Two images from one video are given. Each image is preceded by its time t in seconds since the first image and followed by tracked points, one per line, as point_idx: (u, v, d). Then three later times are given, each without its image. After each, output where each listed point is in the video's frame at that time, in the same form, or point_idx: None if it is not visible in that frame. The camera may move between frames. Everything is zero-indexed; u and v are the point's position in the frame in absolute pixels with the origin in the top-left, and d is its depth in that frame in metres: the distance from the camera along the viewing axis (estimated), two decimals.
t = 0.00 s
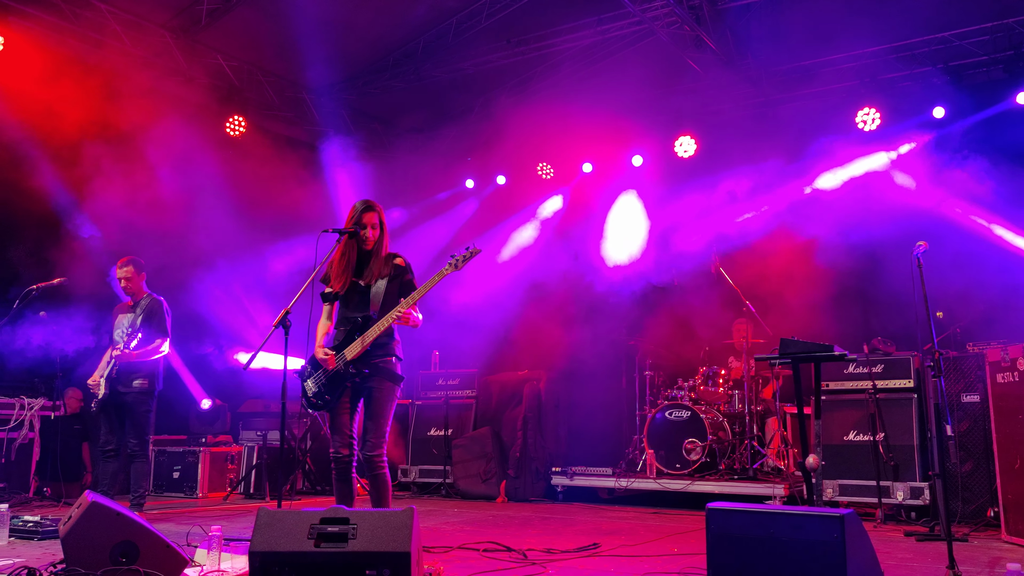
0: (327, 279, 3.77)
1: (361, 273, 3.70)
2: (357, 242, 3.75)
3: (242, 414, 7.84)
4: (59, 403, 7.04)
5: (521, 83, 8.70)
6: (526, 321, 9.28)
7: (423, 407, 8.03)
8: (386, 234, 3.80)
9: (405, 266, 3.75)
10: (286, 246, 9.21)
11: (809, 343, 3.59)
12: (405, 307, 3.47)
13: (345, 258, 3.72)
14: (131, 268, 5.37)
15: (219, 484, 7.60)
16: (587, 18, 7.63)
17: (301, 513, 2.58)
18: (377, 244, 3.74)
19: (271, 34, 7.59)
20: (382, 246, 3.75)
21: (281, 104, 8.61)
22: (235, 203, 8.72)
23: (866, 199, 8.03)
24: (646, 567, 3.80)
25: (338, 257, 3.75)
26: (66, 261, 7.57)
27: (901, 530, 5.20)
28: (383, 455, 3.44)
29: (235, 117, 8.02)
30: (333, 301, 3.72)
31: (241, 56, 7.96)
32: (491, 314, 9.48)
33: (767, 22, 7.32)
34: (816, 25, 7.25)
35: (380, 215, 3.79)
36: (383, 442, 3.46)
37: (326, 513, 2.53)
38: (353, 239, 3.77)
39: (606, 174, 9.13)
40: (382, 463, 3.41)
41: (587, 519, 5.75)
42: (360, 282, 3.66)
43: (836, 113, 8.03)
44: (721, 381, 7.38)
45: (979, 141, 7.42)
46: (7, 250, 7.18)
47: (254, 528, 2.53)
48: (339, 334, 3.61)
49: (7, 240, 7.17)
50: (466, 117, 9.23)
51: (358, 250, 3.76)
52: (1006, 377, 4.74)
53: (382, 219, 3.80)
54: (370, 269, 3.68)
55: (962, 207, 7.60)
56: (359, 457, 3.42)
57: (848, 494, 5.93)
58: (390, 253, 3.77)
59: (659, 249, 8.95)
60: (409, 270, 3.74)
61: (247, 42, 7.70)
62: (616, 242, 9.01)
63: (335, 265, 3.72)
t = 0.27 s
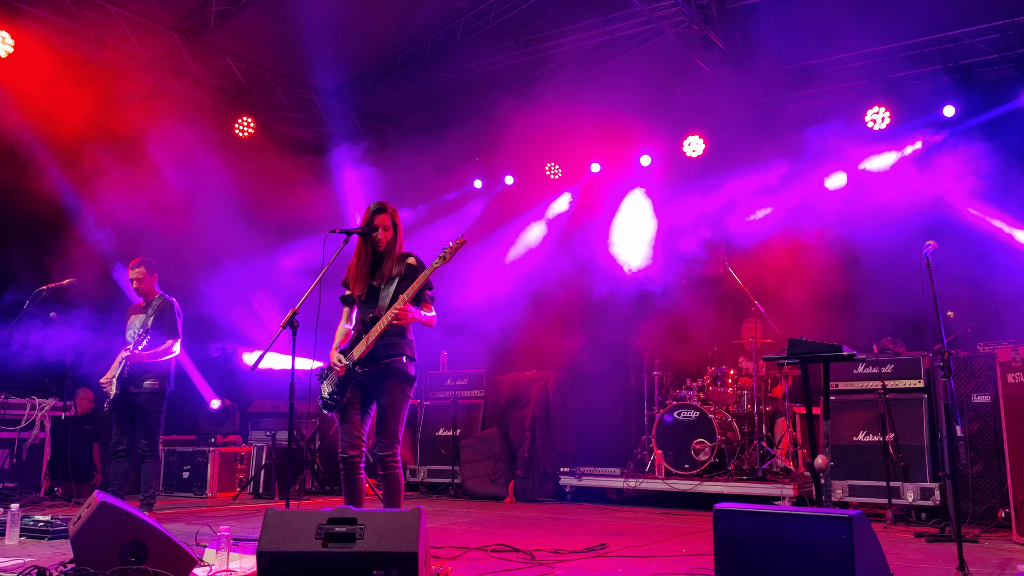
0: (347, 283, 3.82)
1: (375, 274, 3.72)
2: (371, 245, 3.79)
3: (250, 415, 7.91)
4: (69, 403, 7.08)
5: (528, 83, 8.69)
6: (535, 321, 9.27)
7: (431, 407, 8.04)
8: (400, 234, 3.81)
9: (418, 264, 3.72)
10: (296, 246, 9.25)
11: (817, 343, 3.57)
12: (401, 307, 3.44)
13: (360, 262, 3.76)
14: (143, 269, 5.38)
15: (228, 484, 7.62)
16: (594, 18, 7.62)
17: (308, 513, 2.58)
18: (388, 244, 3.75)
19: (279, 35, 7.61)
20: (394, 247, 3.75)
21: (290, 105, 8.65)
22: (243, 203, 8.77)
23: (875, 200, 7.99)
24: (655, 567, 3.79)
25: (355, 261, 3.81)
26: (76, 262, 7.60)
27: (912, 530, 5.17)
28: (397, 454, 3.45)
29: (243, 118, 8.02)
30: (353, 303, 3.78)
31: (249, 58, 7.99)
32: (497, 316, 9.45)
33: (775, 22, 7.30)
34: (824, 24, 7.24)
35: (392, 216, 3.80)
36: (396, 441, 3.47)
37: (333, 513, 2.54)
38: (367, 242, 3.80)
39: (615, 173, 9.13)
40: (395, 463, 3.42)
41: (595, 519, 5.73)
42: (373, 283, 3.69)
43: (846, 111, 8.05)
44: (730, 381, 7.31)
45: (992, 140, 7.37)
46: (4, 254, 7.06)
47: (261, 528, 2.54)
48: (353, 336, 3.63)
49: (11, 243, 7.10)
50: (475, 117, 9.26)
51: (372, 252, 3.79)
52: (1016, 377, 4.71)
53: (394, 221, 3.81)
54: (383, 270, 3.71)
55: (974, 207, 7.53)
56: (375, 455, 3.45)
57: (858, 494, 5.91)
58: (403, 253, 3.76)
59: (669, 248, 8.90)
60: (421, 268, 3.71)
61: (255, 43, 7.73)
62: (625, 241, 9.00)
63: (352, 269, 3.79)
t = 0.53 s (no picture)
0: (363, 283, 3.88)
1: (386, 274, 3.75)
2: (382, 244, 3.81)
3: (259, 413, 8.10)
4: (78, 403, 7.15)
5: (535, 83, 8.70)
6: (542, 321, 9.29)
7: (439, 407, 8.05)
8: (411, 231, 3.80)
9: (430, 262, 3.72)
10: (304, 246, 9.30)
11: (824, 343, 3.56)
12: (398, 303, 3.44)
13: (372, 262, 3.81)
14: (152, 269, 5.41)
15: (236, 483, 7.64)
16: (601, 18, 7.61)
17: (317, 512, 2.59)
18: (398, 243, 3.76)
19: (287, 36, 7.63)
20: (404, 245, 3.76)
21: (298, 106, 8.68)
22: (252, 203, 8.81)
23: (884, 199, 7.95)
24: (662, 567, 3.79)
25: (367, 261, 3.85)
26: (85, 262, 7.64)
27: (921, 530, 5.15)
28: (406, 454, 3.46)
29: (251, 119, 8.17)
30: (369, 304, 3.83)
31: (257, 58, 8.03)
32: (504, 315, 9.47)
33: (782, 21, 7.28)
34: (831, 23, 7.24)
35: (400, 214, 3.78)
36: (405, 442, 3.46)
37: (342, 512, 2.54)
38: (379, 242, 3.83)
39: (622, 172, 9.04)
40: (404, 462, 3.43)
41: (603, 519, 5.72)
42: (383, 283, 3.72)
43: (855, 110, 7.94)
44: (738, 381, 7.26)
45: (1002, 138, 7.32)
46: (2, 254, 7.00)
47: (270, 527, 2.55)
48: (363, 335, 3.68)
49: (21, 243, 7.14)
50: (482, 116, 9.30)
51: (383, 251, 3.83)
52: None
53: (403, 218, 3.79)
54: (392, 269, 3.73)
55: (984, 206, 7.48)
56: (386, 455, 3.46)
57: (866, 494, 5.90)
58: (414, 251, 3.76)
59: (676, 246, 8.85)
60: (431, 266, 3.70)
61: (263, 45, 7.77)
62: (631, 240, 8.94)
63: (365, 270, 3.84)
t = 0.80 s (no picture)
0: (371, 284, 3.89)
1: (392, 273, 3.75)
2: (388, 244, 3.82)
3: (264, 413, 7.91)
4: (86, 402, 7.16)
5: (540, 82, 8.71)
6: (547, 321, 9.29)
7: (444, 407, 8.06)
8: (416, 229, 3.80)
9: (433, 260, 3.72)
10: (311, 244, 9.30)
11: (830, 342, 3.55)
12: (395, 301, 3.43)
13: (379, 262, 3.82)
14: (157, 269, 5.42)
15: (243, 483, 7.66)
16: (606, 17, 7.61)
17: (322, 511, 2.59)
18: (401, 242, 3.76)
19: (292, 37, 7.65)
20: (408, 243, 3.76)
21: (303, 106, 8.70)
22: (258, 203, 8.83)
23: (890, 197, 7.97)
24: (667, 566, 3.79)
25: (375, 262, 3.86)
26: (92, 262, 7.67)
27: (927, 530, 5.14)
28: (411, 454, 3.47)
29: (257, 119, 8.16)
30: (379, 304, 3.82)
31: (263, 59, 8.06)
32: (509, 313, 9.48)
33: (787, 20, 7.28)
34: (835, 22, 7.24)
35: (405, 214, 3.79)
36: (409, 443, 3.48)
37: (346, 511, 2.55)
38: (385, 241, 3.84)
39: (627, 171, 8.99)
40: (408, 462, 3.44)
41: (608, 518, 5.71)
42: (388, 281, 3.72)
43: (860, 110, 7.91)
44: (744, 380, 7.26)
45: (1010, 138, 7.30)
46: (10, 255, 7.04)
47: (275, 526, 2.55)
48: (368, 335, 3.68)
49: (27, 243, 7.17)
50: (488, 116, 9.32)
51: (389, 251, 3.84)
52: None
53: (408, 217, 3.80)
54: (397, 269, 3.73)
55: (991, 205, 7.44)
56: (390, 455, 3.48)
57: (872, 493, 5.88)
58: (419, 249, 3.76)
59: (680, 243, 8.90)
60: (435, 263, 3.70)
61: (268, 45, 7.79)
62: (634, 239, 8.94)
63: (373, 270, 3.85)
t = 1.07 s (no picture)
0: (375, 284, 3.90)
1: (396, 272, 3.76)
2: (392, 243, 3.82)
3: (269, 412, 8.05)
4: (91, 402, 7.21)
5: (544, 82, 8.70)
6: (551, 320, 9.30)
7: (448, 406, 8.06)
8: (420, 229, 3.79)
9: (435, 259, 3.73)
10: (315, 244, 9.30)
11: (834, 341, 3.54)
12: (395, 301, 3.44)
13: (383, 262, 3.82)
14: (162, 269, 5.44)
15: (247, 482, 7.67)
16: (610, 16, 7.59)
17: (326, 510, 2.60)
18: (405, 241, 3.76)
19: (297, 37, 7.66)
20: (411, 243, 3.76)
21: (307, 106, 8.71)
22: (263, 203, 8.85)
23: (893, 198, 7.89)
24: (671, 566, 3.79)
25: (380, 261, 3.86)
26: (97, 262, 7.69)
27: (932, 530, 5.12)
28: (414, 454, 3.47)
29: (261, 120, 8.01)
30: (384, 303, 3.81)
31: (268, 59, 8.07)
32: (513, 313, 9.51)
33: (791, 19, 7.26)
34: (840, 21, 7.22)
35: (408, 213, 3.78)
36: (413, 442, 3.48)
37: (350, 511, 2.55)
38: (389, 240, 3.84)
39: (632, 171, 9.02)
40: (411, 462, 3.44)
41: (612, 518, 5.70)
42: (391, 280, 3.73)
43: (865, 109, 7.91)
44: (748, 378, 7.25)
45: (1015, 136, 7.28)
46: (14, 255, 7.07)
47: (280, 525, 2.56)
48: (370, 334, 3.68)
49: (32, 244, 7.19)
50: (492, 115, 9.32)
51: (393, 250, 3.84)
52: None
53: (411, 216, 3.79)
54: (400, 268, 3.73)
55: (994, 204, 7.41)
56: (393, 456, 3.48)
57: (876, 493, 5.87)
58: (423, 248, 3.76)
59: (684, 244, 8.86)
60: (437, 262, 3.71)
61: (273, 45, 7.80)
62: (638, 238, 8.93)
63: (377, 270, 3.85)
